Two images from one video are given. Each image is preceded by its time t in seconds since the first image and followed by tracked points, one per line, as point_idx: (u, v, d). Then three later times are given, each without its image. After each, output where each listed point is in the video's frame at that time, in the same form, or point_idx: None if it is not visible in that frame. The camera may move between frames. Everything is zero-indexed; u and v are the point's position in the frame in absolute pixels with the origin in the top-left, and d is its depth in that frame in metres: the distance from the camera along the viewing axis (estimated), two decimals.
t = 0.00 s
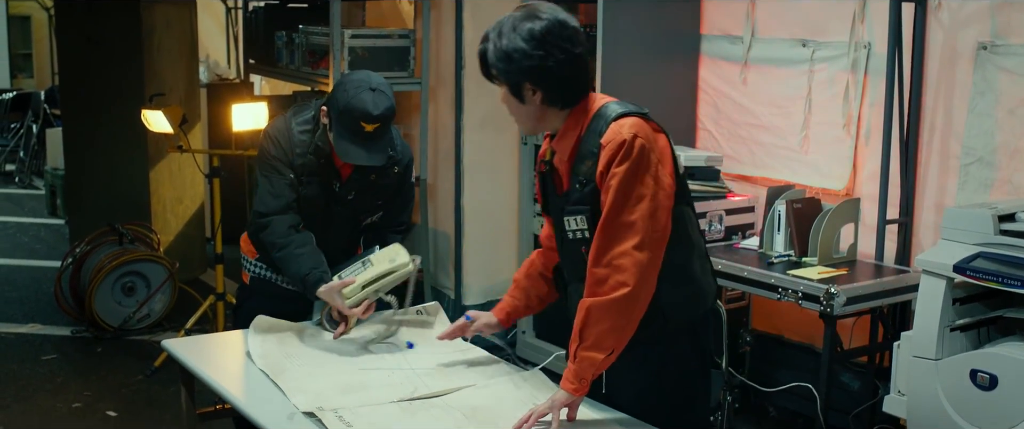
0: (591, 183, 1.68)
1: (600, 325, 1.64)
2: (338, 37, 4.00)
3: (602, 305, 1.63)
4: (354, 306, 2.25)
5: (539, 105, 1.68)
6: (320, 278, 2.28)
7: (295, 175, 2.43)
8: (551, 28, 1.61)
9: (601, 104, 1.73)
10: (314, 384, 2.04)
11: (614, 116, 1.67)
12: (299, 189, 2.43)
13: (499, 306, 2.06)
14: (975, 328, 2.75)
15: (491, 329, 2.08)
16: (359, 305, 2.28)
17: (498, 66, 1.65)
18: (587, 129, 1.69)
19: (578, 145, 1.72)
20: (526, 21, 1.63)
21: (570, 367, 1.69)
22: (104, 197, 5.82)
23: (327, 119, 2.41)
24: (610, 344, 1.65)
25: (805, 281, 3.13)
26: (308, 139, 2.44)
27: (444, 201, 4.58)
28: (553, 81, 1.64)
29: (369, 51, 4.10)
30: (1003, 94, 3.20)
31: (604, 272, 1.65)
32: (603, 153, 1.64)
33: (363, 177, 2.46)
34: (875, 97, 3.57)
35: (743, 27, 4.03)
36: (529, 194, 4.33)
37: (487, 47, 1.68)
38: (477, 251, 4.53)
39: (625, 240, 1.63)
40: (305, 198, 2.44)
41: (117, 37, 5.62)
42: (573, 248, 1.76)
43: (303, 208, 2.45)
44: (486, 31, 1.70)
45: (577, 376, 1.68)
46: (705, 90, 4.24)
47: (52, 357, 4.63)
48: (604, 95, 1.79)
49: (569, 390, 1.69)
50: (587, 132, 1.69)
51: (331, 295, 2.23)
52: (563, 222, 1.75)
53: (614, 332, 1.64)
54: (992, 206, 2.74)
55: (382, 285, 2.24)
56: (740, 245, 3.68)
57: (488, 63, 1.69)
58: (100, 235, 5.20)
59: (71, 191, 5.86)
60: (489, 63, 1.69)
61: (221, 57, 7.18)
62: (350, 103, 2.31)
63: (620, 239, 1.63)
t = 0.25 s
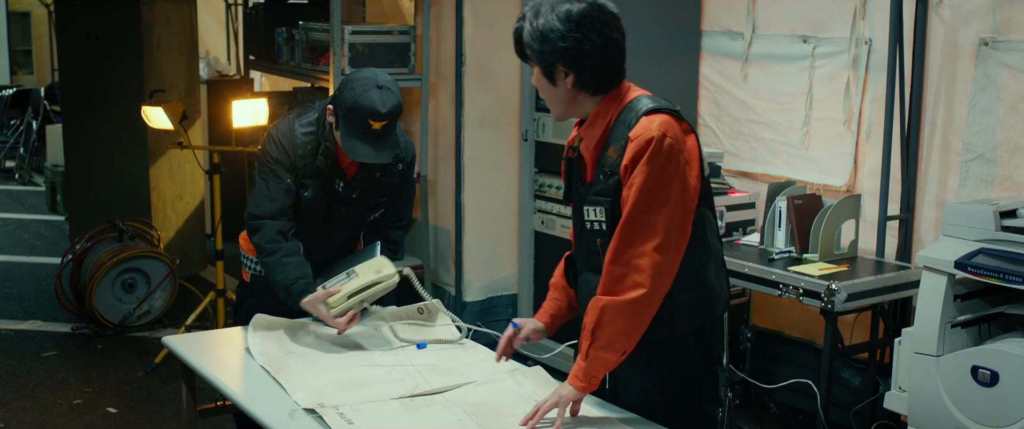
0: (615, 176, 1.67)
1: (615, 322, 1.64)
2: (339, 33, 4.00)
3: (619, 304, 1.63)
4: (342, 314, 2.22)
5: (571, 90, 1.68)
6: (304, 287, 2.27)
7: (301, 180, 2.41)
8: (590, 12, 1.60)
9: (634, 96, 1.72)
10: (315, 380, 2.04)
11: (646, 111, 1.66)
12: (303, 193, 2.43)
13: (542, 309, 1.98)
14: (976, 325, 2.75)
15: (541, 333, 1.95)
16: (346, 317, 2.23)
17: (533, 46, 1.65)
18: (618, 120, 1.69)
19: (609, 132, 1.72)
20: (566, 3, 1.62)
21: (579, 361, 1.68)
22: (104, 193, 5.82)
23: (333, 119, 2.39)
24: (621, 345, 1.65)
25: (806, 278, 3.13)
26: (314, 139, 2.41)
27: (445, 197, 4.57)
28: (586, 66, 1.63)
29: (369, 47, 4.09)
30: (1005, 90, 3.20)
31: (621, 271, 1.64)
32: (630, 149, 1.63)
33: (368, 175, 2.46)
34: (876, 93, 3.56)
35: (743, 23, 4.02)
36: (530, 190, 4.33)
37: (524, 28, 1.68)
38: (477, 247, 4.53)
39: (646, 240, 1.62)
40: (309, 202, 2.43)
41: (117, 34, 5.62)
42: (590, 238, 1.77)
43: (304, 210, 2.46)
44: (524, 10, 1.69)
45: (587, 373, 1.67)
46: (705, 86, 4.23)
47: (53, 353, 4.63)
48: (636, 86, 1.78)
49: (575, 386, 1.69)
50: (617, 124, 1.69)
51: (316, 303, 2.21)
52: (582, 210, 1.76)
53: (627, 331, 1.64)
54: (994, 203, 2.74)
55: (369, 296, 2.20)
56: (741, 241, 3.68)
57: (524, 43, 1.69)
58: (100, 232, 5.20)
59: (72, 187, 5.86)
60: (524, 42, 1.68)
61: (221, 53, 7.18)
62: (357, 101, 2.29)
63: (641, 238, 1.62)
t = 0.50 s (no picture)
0: (630, 174, 1.67)
1: (640, 327, 1.62)
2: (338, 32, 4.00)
3: (646, 309, 1.61)
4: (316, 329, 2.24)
5: (587, 84, 1.68)
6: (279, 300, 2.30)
7: (294, 188, 2.43)
8: (608, 7, 1.61)
9: (649, 93, 1.72)
10: (315, 380, 2.03)
11: (662, 109, 1.66)
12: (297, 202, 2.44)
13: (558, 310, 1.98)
14: (977, 324, 2.75)
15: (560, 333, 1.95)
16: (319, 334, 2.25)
17: (550, 39, 1.65)
18: (634, 117, 1.69)
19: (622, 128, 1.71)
20: None
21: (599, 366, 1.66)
22: (104, 193, 5.81)
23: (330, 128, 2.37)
24: (649, 350, 1.64)
25: (806, 277, 3.13)
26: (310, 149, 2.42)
27: (445, 196, 4.57)
28: (603, 60, 1.63)
29: (369, 46, 4.09)
30: (1005, 89, 3.20)
31: (645, 274, 1.62)
32: (649, 149, 1.62)
33: (366, 181, 2.46)
34: (877, 92, 3.56)
35: (743, 23, 4.01)
36: (530, 189, 4.32)
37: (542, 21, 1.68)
38: (477, 247, 4.53)
39: (670, 243, 1.61)
40: (302, 210, 2.45)
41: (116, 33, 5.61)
42: (601, 237, 1.76)
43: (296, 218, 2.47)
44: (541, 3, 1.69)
45: (610, 377, 1.65)
46: (705, 85, 4.23)
47: (52, 353, 4.62)
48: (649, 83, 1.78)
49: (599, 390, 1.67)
50: (633, 121, 1.68)
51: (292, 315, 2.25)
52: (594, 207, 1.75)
53: (650, 334, 1.63)
54: (994, 202, 2.74)
55: (344, 314, 2.26)
56: (741, 241, 3.68)
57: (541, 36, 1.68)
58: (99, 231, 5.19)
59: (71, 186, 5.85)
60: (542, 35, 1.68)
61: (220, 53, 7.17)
62: (357, 107, 2.28)
63: (664, 241, 1.61)
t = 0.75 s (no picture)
0: (636, 175, 1.66)
1: (647, 330, 1.62)
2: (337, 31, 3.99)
3: (653, 311, 1.61)
4: (314, 327, 2.25)
5: (593, 83, 1.67)
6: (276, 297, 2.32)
7: (290, 190, 2.39)
8: (615, 5, 1.60)
9: (655, 94, 1.72)
10: (315, 380, 2.03)
11: (669, 110, 1.66)
12: (292, 205, 2.39)
13: (555, 309, 1.98)
14: (976, 324, 2.74)
15: (557, 332, 1.94)
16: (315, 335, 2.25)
17: (557, 37, 1.65)
18: (640, 118, 1.68)
19: (628, 129, 1.71)
20: None
21: (605, 368, 1.66)
22: (102, 192, 5.80)
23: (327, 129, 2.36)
24: (656, 351, 1.64)
25: (805, 277, 3.13)
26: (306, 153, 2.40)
27: (444, 196, 4.56)
28: (609, 58, 1.63)
29: (367, 45, 4.09)
30: (1004, 89, 3.19)
31: (652, 277, 1.62)
32: (656, 150, 1.61)
33: (364, 180, 2.46)
34: (876, 92, 3.56)
35: (743, 22, 4.01)
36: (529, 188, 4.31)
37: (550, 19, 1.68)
38: (476, 247, 4.53)
39: (678, 246, 1.61)
40: (298, 213, 2.40)
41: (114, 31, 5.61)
42: (604, 236, 1.76)
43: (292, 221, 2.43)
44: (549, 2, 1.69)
45: (617, 380, 1.65)
46: (704, 85, 4.22)
47: (50, 352, 4.61)
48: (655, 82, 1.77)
49: (604, 391, 1.66)
50: (639, 121, 1.68)
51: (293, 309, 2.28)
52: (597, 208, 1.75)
53: (657, 337, 1.63)
54: (993, 202, 2.73)
55: (344, 316, 2.30)
56: (740, 241, 3.68)
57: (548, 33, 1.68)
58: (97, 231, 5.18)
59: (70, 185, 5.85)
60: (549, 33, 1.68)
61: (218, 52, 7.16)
62: (352, 105, 2.27)
63: (671, 244, 1.61)
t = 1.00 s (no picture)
0: (635, 176, 1.66)
1: (646, 332, 1.62)
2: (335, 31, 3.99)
3: (652, 313, 1.60)
4: (314, 324, 2.28)
5: (593, 84, 1.67)
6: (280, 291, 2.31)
7: (296, 185, 2.38)
8: (614, 5, 1.60)
9: (656, 95, 1.71)
10: (314, 381, 2.03)
11: (669, 111, 1.65)
12: (298, 200, 2.38)
13: (555, 312, 1.97)
14: (975, 326, 2.74)
15: (558, 334, 1.94)
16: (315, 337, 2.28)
17: (557, 38, 1.65)
18: (640, 119, 1.68)
19: (628, 130, 1.71)
20: None
21: (604, 370, 1.66)
22: (101, 192, 5.80)
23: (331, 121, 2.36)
24: (655, 354, 1.63)
25: (804, 278, 3.12)
26: (313, 148, 2.39)
27: (442, 196, 4.56)
28: (609, 59, 1.62)
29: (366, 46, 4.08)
30: (1003, 91, 3.19)
31: (652, 279, 1.61)
32: (655, 152, 1.61)
33: (368, 176, 2.46)
34: (875, 93, 3.56)
35: (742, 23, 4.01)
36: (527, 189, 4.31)
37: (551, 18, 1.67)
38: (475, 248, 4.52)
39: (677, 248, 1.61)
40: (304, 207, 2.39)
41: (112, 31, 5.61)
42: (603, 238, 1.75)
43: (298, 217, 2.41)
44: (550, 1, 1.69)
45: (616, 382, 1.64)
46: (703, 86, 4.22)
47: (48, 352, 4.61)
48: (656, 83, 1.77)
49: (603, 394, 1.66)
50: (640, 122, 1.67)
51: (298, 303, 2.32)
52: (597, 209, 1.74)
53: (656, 339, 1.62)
54: (992, 204, 2.73)
55: (346, 320, 2.30)
56: (739, 242, 3.67)
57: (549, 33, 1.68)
58: (95, 231, 5.18)
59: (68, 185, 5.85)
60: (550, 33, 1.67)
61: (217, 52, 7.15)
62: (354, 95, 2.28)
63: (671, 246, 1.60)
